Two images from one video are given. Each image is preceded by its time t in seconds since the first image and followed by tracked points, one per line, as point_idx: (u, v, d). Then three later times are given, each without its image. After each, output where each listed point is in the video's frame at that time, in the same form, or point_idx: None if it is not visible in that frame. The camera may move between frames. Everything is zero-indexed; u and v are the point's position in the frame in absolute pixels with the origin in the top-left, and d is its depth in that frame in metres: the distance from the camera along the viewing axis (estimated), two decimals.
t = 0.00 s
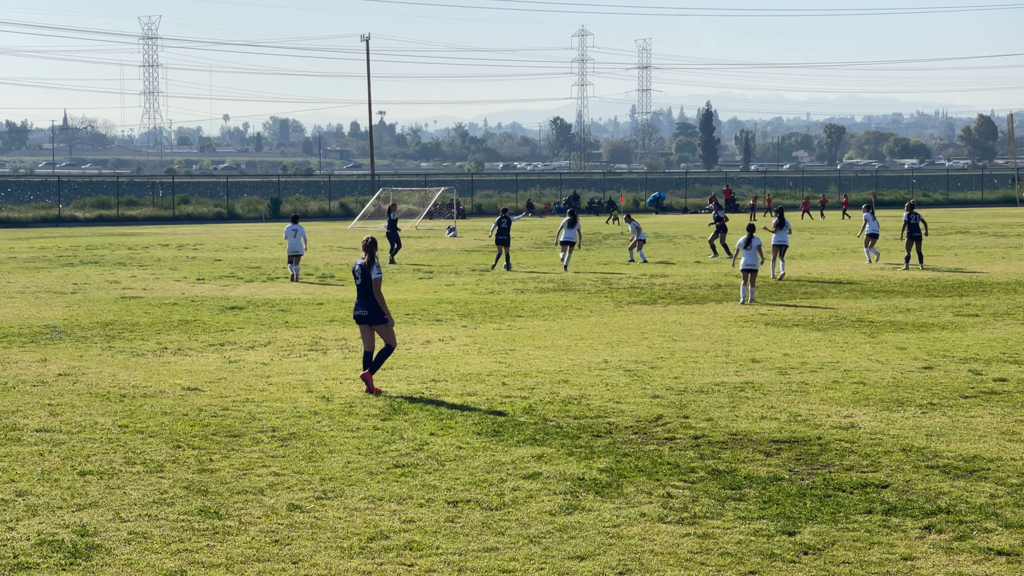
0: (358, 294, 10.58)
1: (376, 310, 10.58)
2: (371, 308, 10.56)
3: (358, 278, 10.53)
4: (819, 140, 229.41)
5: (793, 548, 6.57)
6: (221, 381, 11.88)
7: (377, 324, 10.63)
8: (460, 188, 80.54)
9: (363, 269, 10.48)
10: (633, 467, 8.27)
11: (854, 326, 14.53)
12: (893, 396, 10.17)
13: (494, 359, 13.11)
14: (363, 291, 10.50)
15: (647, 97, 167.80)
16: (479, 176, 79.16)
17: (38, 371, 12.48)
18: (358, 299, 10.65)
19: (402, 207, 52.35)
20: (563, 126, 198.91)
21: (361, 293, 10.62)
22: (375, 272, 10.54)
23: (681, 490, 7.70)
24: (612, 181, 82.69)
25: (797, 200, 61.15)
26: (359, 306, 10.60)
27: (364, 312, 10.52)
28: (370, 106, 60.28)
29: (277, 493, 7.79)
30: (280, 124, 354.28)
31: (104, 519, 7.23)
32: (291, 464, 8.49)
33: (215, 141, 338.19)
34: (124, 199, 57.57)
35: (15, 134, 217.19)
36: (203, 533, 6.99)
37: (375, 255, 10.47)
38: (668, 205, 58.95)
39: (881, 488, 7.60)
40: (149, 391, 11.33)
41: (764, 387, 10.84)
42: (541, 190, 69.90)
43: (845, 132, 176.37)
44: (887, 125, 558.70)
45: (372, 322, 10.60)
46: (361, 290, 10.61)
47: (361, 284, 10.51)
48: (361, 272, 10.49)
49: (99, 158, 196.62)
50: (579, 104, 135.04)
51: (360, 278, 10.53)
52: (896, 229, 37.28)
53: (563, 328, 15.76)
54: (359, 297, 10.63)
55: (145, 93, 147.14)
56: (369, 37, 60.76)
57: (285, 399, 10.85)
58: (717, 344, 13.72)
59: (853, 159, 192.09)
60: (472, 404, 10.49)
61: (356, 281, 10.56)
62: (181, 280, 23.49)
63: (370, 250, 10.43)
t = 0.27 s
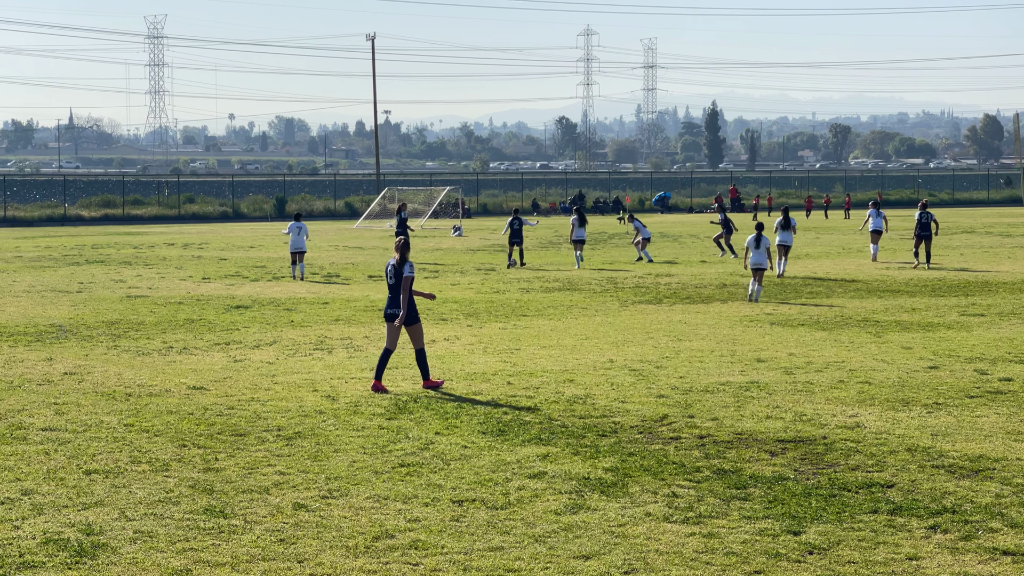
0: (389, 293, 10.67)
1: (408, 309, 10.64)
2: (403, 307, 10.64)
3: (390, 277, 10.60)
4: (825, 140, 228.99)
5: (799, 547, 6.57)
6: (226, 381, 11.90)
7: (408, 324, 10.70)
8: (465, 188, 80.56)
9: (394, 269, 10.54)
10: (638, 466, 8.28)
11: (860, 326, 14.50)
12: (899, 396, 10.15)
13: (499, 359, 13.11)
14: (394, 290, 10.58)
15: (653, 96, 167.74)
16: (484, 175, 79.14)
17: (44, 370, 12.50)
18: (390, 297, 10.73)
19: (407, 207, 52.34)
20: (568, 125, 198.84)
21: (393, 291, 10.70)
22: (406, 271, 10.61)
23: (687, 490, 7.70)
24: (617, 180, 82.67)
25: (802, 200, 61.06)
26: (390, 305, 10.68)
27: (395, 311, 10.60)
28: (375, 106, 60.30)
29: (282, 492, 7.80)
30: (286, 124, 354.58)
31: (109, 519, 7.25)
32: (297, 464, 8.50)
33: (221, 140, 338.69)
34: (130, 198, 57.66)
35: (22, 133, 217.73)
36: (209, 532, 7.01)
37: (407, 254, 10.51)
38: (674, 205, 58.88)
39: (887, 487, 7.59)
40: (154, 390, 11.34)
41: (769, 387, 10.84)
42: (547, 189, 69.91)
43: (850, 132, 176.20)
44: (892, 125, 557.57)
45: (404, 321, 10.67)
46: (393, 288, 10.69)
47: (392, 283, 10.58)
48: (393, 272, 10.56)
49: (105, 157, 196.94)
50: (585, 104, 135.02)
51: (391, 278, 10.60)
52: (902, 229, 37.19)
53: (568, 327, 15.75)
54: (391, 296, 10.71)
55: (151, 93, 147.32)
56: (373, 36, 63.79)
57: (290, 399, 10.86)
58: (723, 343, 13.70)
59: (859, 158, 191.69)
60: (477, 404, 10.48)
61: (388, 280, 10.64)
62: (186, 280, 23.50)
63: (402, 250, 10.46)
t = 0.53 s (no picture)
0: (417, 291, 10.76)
1: (436, 306, 10.74)
2: (431, 304, 10.72)
3: (419, 275, 10.71)
4: (827, 139, 228.55)
5: (800, 547, 6.57)
6: (228, 380, 11.91)
7: (436, 322, 10.79)
8: (467, 187, 80.61)
9: (424, 266, 10.67)
10: (640, 466, 8.27)
11: (861, 326, 14.51)
12: (900, 396, 10.16)
13: (500, 359, 13.12)
14: (423, 287, 10.68)
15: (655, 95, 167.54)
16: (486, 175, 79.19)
17: (46, 370, 12.52)
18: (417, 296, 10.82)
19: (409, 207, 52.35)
20: (570, 125, 198.80)
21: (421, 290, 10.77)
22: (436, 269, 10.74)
23: (689, 489, 7.70)
24: (619, 179, 82.68)
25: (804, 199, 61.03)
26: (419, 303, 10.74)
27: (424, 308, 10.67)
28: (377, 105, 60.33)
29: (284, 492, 7.81)
30: (288, 124, 354.89)
31: (111, 519, 7.25)
32: (298, 463, 8.50)
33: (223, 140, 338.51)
34: (132, 198, 57.70)
35: (24, 132, 218.04)
36: (210, 532, 7.01)
37: (436, 252, 10.67)
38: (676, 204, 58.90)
39: (889, 487, 7.58)
40: (156, 390, 11.35)
41: (771, 387, 10.83)
42: (549, 189, 69.90)
43: (853, 131, 176.06)
44: (894, 124, 557.23)
45: (433, 318, 10.74)
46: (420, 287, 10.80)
47: (422, 280, 10.69)
48: (422, 269, 10.68)
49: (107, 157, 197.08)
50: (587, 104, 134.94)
51: (420, 275, 10.72)
52: (904, 229, 37.17)
53: (570, 327, 15.76)
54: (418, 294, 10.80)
55: (153, 93, 147.47)
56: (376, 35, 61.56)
57: (292, 398, 10.87)
58: (725, 343, 13.71)
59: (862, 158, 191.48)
60: (479, 404, 10.49)
61: (417, 277, 10.75)
62: (189, 279, 23.51)
63: (431, 247, 10.59)
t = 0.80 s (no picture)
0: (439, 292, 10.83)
1: (457, 308, 10.82)
2: (452, 305, 10.80)
3: (442, 276, 10.79)
4: (828, 140, 228.49)
5: (800, 548, 6.57)
6: (229, 381, 11.91)
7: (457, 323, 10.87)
8: (468, 188, 80.69)
9: (448, 268, 10.77)
10: (641, 467, 8.28)
11: (862, 326, 14.53)
12: (901, 396, 10.16)
13: (501, 359, 13.13)
14: (446, 289, 10.75)
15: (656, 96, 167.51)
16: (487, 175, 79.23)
17: (47, 371, 12.53)
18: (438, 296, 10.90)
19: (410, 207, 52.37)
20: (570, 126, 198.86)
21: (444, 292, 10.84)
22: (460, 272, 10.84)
23: (689, 490, 7.70)
24: (620, 180, 82.71)
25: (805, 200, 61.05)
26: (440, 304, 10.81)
27: (446, 309, 10.73)
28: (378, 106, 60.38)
29: (284, 493, 7.81)
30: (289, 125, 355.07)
31: (112, 519, 7.26)
32: (299, 464, 8.51)
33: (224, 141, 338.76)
34: (133, 199, 57.74)
35: (25, 133, 218.24)
36: (211, 533, 7.01)
37: (459, 254, 10.81)
38: (676, 205, 58.93)
39: (889, 487, 7.59)
40: (157, 391, 11.36)
41: (771, 387, 10.84)
42: (549, 189, 69.92)
43: (853, 133, 176.07)
44: (895, 124, 557.19)
45: (452, 320, 10.80)
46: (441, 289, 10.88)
47: (445, 282, 10.77)
48: (446, 271, 10.77)
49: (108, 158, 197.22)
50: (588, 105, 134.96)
51: (443, 277, 10.80)
52: (905, 230, 37.18)
53: (571, 328, 15.78)
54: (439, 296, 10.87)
55: (154, 94, 147.63)
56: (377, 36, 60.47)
57: (293, 399, 10.88)
58: (725, 344, 13.73)
59: (862, 159, 191.43)
60: (480, 404, 10.50)
61: (438, 279, 10.83)
62: (189, 280, 23.54)
63: (454, 249, 10.69)
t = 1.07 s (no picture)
0: (455, 289, 10.92)
1: (476, 303, 10.93)
2: (471, 301, 10.90)
3: (457, 273, 10.88)
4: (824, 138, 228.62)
5: (796, 547, 6.57)
6: (225, 380, 11.89)
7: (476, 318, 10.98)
8: (465, 186, 80.66)
9: (463, 264, 10.85)
10: (637, 466, 8.28)
11: (858, 325, 14.55)
12: (897, 395, 10.17)
13: (497, 358, 13.13)
14: (463, 286, 10.84)
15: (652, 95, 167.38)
16: (483, 174, 79.20)
17: (42, 370, 12.50)
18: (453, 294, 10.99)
19: (406, 206, 52.32)
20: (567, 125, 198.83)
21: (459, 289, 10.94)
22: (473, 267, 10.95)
23: (685, 489, 7.71)
24: (617, 179, 82.75)
25: (801, 199, 61.07)
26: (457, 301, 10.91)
27: (466, 305, 10.83)
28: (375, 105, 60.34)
29: (280, 491, 7.81)
30: (285, 124, 354.75)
31: (108, 518, 7.25)
32: (295, 462, 8.50)
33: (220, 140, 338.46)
34: (128, 198, 57.64)
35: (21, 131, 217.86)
36: (207, 532, 7.01)
37: (471, 250, 10.91)
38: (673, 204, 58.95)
39: (885, 486, 7.60)
40: (152, 390, 11.34)
41: (768, 386, 10.85)
42: (545, 188, 69.94)
43: (849, 131, 176.14)
44: (891, 123, 557.77)
45: (473, 315, 10.92)
46: (456, 285, 10.98)
47: (461, 278, 10.86)
48: (461, 267, 10.86)
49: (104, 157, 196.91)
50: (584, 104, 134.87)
51: (459, 274, 10.89)
52: (901, 228, 37.21)
53: (567, 326, 15.78)
54: (455, 293, 10.96)
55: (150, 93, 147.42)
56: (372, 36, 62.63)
57: (288, 398, 10.87)
58: (721, 342, 13.74)
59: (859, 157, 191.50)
60: (476, 403, 10.49)
61: (454, 276, 10.92)
62: (185, 279, 23.49)
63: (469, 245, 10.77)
